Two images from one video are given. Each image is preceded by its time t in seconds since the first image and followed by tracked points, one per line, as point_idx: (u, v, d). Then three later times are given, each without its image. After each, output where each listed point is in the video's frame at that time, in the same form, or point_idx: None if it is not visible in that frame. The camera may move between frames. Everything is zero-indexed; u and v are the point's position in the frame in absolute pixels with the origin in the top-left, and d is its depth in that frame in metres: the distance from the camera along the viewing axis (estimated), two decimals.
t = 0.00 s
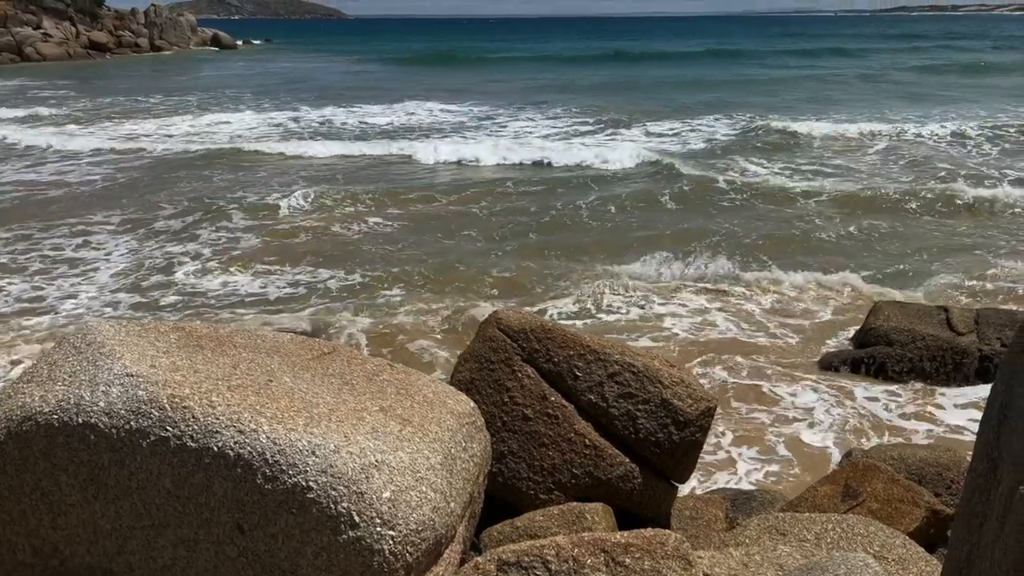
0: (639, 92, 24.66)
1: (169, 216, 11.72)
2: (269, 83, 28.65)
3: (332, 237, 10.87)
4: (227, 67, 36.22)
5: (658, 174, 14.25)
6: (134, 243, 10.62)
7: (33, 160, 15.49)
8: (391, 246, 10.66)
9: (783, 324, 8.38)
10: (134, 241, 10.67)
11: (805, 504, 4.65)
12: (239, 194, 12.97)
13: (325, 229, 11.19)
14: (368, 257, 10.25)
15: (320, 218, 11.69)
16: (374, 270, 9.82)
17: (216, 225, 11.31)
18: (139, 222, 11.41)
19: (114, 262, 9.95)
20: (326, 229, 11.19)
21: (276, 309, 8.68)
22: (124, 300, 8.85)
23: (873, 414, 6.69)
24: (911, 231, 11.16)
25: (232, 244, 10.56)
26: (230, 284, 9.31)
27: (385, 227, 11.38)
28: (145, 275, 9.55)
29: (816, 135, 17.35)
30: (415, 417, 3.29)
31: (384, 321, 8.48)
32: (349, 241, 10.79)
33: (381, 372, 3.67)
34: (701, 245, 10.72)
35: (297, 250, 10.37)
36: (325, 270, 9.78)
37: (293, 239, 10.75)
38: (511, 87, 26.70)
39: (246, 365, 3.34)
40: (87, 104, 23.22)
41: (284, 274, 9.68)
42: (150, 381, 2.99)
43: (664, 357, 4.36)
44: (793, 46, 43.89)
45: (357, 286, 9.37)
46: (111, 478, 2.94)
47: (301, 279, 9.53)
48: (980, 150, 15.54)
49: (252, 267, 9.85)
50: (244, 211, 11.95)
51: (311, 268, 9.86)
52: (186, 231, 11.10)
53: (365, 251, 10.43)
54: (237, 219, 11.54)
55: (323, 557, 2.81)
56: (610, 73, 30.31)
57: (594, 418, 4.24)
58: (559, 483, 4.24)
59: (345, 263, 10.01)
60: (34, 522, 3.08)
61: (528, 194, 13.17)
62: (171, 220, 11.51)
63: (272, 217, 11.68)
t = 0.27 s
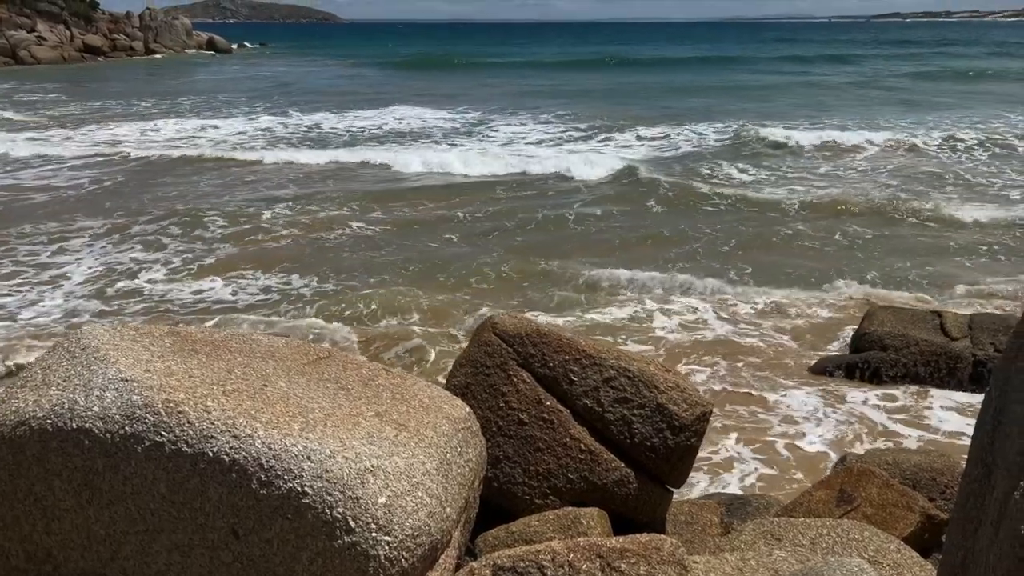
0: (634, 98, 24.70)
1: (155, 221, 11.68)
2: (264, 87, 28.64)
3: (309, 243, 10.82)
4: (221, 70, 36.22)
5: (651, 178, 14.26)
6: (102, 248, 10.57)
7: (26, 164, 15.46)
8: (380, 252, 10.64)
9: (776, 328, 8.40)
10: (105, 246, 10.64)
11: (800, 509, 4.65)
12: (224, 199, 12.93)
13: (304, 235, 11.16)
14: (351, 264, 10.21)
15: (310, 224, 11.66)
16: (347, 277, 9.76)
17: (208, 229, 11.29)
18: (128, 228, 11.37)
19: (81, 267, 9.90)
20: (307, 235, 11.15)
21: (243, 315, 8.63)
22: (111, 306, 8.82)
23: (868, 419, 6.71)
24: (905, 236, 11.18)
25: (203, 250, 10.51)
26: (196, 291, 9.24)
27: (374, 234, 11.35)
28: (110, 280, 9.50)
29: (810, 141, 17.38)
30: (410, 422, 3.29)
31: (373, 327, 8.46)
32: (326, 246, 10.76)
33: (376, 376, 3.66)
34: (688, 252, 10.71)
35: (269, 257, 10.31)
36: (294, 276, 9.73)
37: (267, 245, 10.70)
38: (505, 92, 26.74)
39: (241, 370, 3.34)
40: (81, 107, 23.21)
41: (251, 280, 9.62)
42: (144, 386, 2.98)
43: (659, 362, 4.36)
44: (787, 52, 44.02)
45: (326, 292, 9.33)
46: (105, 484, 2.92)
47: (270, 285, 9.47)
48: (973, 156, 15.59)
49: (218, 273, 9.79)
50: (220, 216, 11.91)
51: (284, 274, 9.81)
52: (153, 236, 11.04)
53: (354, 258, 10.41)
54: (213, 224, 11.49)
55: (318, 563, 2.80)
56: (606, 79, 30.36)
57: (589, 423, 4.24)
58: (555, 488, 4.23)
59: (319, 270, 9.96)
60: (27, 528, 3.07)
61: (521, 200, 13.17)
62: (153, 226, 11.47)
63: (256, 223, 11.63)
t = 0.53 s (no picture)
0: (628, 104, 24.76)
1: (143, 227, 11.64)
2: (259, 92, 28.64)
3: (286, 250, 10.77)
4: (217, 75, 36.24)
5: (645, 184, 14.28)
6: (73, 253, 10.52)
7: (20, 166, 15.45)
8: (368, 259, 10.61)
9: (771, 333, 8.41)
10: (79, 250, 10.59)
11: (796, 514, 4.66)
12: (211, 204, 12.90)
13: (282, 242, 11.12)
14: (333, 271, 10.17)
15: (300, 230, 11.63)
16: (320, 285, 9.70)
17: (201, 235, 11.28)
18: (118, 234, 11.33)
19: (48, 271, 9.84)
20: (288, 242, 11.10)
21: (225, 321, 8.61)
22: (100, 311, 8.81)
23: (864, 424, 6.72)
24: (899, 242, 11.21)
25: (175, 258, 10.44)
26: (163, 299, 9.18)
27: (364, 240, 11.33)
28: (79, 287, 9.44)
29: (804, 146, 17.43)
30: (406, 427, 3.29)
31: (361, 333, 8.44)
32: (302, 252, 10.74)
33: (372, 381, 3.66)
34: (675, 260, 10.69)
35: (241, 265, 10.26)
36: (265, 284, 9.67)
37: (243, 252, 10.65)
38: (500, 97, 26.78)
39: (237, 375, 3.33)
40: (76, 111, 23.19)
41: (220, 288, 9.56)
42: (139, 391, 2.98)
43: (655, 367, 4.36)
44: (782, 59, 44.15)
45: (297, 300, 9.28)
46: (100, 489, 2.92)
47: (239, 293, 9.41)
48: (966, 162, 15.64)
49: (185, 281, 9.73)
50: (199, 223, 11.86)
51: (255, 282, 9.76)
52: (125, 242, 10.97)
53: (344, 265, 10.37)
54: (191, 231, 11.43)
55: (314, 569, 2.79)
56: (601, 85, 30.41)
57: (585, 428, 4.24)
58: (550, 494, 4.23)
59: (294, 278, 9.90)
60: (22, 533, 3.07)
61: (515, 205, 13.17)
62: (135, 232, 11.42)
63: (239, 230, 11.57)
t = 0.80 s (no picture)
0: (624, 109, 24.81)
1: (132, 232, 11.61)
2: (255, 97, 28.66)
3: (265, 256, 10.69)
4: (212, 79, 36.26)
5: (640, 189, 14.29)
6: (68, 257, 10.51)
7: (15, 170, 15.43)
8: (357, 264, 10.57)
9: (765, 337, 8.42)
10: (53, 256, 10.48)
11: (791, 518, 4.66)
12: (198, 210, 12.84)
13: (264, 248, 11.06)
14: (317, 276, 10.10)
15: (292, 236, 11.60)
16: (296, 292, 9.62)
17: (196, 241, 11.28)
18: (109, 239, 11.29)
19: (17, 277, 9.73)
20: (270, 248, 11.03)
21: (221, 326, 8.61)
22: (90, 315, 8.78)
23: (859, 428, 6.74)
24: (894, 245, 11.24)
25: (149, 265, 10.35)
26: (133, 306, 9.09)
27: (353, 245, 11.29)
28: (50, 292, 9.35)
29: (798, 151, 17.46)
30: (401, 431, 3.28)
31: (349, 340, 8.41)
32: (282, 258, 10.65)
33: (367, 386, 3.65)
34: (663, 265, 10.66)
35: (213, 272, 10.14)
36: (240, 291, 9.59)
37: (222, 259, 10.58)
38: (496, 102, 26.82)
39: (232, 379, 3.32)
40: (71, 116, 23.19)
41: (193, 295, 9.47)
42: (134, 395, 2.97)
43: (650, 371, 4.37)
44: (776, 64, 44.29)
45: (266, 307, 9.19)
46: (94, 494, 2.91)
47: (210, 299, 9.33)
48: (960, 167, 15.69)
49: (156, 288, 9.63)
50: (180, 229, 11.78)
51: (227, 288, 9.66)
52: (111, 247, 10.92)
53: (338, 270, 10.37)
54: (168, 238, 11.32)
55: (308, 573, 2.78)
56: (596, 90, 30.46)
57: (581, 432, 4.24)
58: (546, 498, 4.23)
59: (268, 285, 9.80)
60: (15, 538, 3.06)
61: (509, 210, 13.17)
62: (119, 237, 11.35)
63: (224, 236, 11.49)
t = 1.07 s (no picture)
0: (620, 113, 24.83)
1: (123, 237, 11.56)
2: (252, 101, 28.69)
3: (246, 262, 10.60)
4: (209, 83, 36.28)
5: (636, 192, 14.28)
6: (63, 261, 10.51)
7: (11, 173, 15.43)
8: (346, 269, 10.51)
9: (761, 341, 8.41)
10: (47, 260, 10.48)
11: (788, 520, 4.67)
12: (185, 214, 12.78)
13: (245, 253, 10.98)
14: (302, 282, 10.03)
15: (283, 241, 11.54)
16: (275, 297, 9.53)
17: (193, 245, 11.28)
18: (100, 244, 11.23)
19: None
20: (251, 253, 10.94)
21: (217, 329, 8.61)
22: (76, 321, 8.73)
23: (856, 431, 6.75)
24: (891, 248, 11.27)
25: (125, 271, 10.25)
26: (103, 313, 8.97)
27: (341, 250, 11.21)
28: (22, 299, 9.25)
29: (795, 155, 17.47)
30: (397, 435, 3.28)
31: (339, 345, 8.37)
32: (263, 264, 10.57)
33: (363, 389, 3.65)
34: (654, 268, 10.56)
35: (186, 278, 10.02)
36: (217, 296, 9.49)
37: (202, 264, 10.49)
38: (493, 106, 26.86)
39: (228, 383, 3.32)
40: (68, 120, 23.19)
41: (165, 302, 9.36)
42: (130, 399, 2.96)
43: (647, 374, 4.37)
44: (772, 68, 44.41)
45: (239, 313, 9.07)
46: (89, 498, 2.90)
47: (184, 305, 9.21)
48: (956, 170, 15.74)
49: (127, 295, 9.52)
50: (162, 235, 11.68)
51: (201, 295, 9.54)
52: (107, 252, 10.93)
53: (335, 273, 10.38)
54: (147, 245, 11.21)
55: None
56: (592, 94, 30.48)
57: (578, 435, 4.23)
58: (543, 501, 4.23)
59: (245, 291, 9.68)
60: (10, 542, 3.06)
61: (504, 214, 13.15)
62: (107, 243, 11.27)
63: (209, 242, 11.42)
